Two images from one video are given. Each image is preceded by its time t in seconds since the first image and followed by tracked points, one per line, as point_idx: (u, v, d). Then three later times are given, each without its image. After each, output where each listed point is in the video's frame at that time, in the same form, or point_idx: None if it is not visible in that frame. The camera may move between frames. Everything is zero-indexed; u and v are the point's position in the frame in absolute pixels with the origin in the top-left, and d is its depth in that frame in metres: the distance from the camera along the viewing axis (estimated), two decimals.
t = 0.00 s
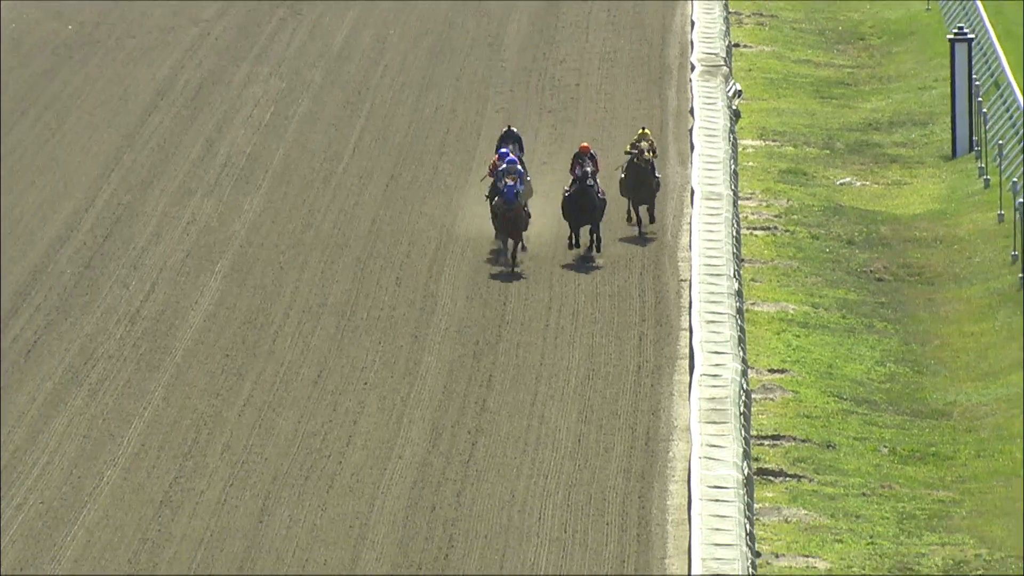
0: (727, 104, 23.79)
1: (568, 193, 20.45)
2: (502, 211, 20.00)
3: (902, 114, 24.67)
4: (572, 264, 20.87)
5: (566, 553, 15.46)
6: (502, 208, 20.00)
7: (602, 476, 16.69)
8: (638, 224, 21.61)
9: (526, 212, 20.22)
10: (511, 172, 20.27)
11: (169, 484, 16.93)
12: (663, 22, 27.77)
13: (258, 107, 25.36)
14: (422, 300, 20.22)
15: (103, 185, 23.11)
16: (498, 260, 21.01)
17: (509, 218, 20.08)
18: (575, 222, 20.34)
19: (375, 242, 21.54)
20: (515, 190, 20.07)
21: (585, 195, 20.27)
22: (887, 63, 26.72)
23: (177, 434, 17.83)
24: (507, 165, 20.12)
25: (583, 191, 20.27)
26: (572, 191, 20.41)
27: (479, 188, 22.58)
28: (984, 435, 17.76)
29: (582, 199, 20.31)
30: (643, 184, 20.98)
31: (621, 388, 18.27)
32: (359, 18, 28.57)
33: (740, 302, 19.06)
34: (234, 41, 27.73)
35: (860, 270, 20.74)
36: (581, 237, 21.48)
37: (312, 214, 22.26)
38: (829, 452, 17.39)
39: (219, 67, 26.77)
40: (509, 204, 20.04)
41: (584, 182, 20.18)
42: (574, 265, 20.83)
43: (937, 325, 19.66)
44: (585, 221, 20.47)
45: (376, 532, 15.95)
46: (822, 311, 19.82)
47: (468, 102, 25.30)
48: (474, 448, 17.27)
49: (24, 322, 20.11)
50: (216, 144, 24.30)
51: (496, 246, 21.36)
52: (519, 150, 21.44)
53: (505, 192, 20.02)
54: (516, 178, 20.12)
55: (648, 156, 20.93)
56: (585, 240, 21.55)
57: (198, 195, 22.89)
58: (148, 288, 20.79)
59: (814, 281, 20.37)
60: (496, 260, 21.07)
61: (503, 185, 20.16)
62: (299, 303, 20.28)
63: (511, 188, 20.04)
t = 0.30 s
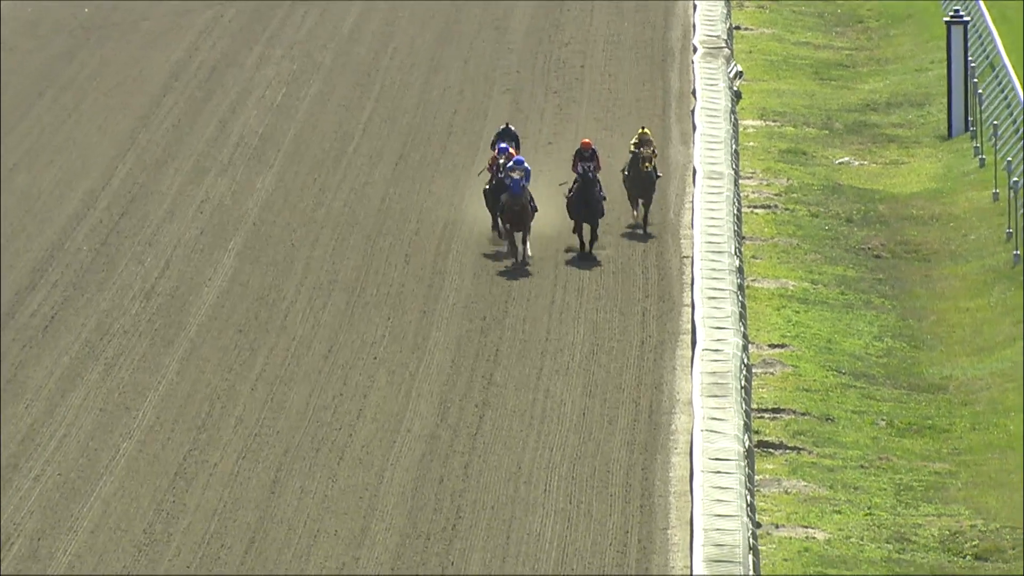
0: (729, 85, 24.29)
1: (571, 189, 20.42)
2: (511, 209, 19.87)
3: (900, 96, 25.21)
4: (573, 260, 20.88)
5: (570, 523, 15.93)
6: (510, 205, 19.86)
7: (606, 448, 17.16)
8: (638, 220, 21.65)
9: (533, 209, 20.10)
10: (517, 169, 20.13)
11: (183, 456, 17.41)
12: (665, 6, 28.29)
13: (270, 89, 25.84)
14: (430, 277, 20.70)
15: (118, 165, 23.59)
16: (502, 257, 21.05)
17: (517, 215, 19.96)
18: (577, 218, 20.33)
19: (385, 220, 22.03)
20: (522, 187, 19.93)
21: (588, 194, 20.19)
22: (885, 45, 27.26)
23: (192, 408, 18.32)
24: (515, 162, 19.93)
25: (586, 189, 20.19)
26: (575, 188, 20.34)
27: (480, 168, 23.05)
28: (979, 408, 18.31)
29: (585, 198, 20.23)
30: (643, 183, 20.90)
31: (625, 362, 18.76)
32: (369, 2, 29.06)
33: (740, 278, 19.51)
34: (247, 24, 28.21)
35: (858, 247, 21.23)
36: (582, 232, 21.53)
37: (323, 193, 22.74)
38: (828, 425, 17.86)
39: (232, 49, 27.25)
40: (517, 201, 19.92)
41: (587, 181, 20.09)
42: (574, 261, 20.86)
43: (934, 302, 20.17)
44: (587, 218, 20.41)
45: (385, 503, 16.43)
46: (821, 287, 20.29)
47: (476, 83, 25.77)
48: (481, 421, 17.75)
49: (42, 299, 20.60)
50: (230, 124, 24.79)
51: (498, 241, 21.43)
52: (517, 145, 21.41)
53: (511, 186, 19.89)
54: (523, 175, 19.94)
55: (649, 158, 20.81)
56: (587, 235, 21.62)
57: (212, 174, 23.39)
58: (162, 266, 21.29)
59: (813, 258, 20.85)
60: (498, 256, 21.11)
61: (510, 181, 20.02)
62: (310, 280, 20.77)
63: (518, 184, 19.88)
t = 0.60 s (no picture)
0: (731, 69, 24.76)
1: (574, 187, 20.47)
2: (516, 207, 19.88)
3: (898, 79, 25.70)
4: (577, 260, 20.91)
5: (575, 498, 16.37)
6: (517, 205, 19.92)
7: (611, 425, 17.63)
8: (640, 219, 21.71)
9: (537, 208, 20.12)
10: (524, 168, 20.13)
11: (198, 431, 17.87)
12: None
13: (282, 72, 26.29)
14: (439, 257, 21.16)
15: (133, 148, 24.08)
16: (503, 255, 21.16)
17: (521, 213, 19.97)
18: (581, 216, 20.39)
19: (395, 201, 22.48)
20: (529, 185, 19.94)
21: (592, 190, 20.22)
22: (884, 29, 27.73)
23: (206, 384, 18.80)
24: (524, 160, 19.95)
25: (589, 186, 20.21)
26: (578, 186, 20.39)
27: (487, 149, 23.51)
28: (975, 385, 18.76)
29: (589, 193, 20.27)
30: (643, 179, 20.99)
31: (629, 340, 19.21)
32: None
33: (742, 259, 19.97)
34: (260, 10, 28.67)
35: (858, 228, 21.69)
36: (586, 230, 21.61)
37: (334, 174, 23.20)
38: (828, 402, 18.31)
39: (245, 34, 27.71)
40: (522, 200, 19.93)
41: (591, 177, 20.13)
42: (578, 260, 20.92)
43: (931, 281, 20.63)
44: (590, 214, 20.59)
45: (394, 478, 16.87)
46: (821, 267, 20.75)
47: (483, 66, 26.21)
48: (488, 398, 18.21)
49: (59, 279, 21.09)
50: (243, 107, 25.24)
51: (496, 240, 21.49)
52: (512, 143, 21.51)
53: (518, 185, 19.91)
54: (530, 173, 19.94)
55: (649, 154, 20.84)
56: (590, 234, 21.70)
57: (225, 156, 23.85)
58: (177, 246, 21.76)
59: (813, 238, 21.31)
60: (497, 256, 21.16)
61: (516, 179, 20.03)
62: (321, 260, 21.23)
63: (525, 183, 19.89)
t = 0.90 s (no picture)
0: (733, 54, 25.23)
1: (578, 189, 20.45)
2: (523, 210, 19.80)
3: (898, 64, 26.24)
4: (582, 261, 20.97)
5: (582, 472, 16.87)
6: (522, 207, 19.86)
7: (617, 401, 18.13)
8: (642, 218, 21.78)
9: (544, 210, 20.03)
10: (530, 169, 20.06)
11: (213, 407, 18.38)
12: None
13: (295, 56, 26.80)
14: (448, 238, 21.67)
15: (148, 131, 24.61)
16: (509, 256, 21.22)
17: (528, 216, 19.88)
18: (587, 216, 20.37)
19: (405, 182, 22.98)
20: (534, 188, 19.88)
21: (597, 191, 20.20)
22: (884, 15, 28.28)
23: (221, 361, 19.32)
24: (529, 162, 19.86)
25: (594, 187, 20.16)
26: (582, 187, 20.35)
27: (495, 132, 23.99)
28: (973, 362, 19.27)
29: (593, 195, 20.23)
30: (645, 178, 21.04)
31: (634, 319, 19.71)
32: None
33: (745, 239, 20.45)
34: None
35: (857, 209, 22.18)
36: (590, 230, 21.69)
37: (346, 156, 23.69)
38: (828, 378, 18.82)
39: (259, 19, 28.20)
40: (529, 202, 19.84)
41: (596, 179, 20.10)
42: (585, 261, 20.98)
43: (929, 261, 21.10)
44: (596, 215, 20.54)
45: (405, 453, 17.35)
46: (822, 247, 21.24)
47: (492, 51, 26.69)
48: (496, 375, 18.72)
49: (77, 260, 21.62)
50: (257, 90, 25.75)
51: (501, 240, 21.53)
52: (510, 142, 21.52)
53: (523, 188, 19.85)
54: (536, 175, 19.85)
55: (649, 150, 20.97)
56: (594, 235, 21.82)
57: (239, 139, 24.36)
58: (192, 226, 22.27)
59: (814, 219, 21.79)
60: (503, 256, 21.23)
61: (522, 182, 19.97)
62: (334, 241, 21.73)
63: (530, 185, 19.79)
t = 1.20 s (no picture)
0: (732, 41, 25.97)
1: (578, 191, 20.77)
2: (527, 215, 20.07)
3: (892, 49, 26.93)
4: (580, 262, 21.11)
5: (584, 448, 17.43)
6: (524, 213, 20.14)
7: (618, 378, 18.71)
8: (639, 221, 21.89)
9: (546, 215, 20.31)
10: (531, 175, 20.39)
11: (226, 385, 18.96)
12: None
13: (306, 43, 27.44)
14: (454, 221, 22.26)
15: (162, 116, 25.20)
16: (509, 257, 21.39)
17: (531, 222, 20.17)
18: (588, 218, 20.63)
19: (412, 165, 23.57)
20: (536, 194, 20.19)
21: (597, 194, 20.45)
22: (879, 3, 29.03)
23: (233, 340, 19.90)
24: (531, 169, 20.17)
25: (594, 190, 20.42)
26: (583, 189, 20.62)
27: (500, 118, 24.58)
28: (965, 341, 19.83)
29: (593, 196, 20.48)
30: (643, 181, 21.15)
31: (635, 299, 20.28)
32: None
33: (744, 221, 21.03)
34: None
35: (853, 191, 22.78)
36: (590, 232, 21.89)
37: (355, 140, 24.29)
38: (824, 356, 19.38)
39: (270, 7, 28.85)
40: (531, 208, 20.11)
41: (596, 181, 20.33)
42: (585, 262, 21.13)
43: (922, 243, 21.68)
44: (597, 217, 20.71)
45: (412, 429, 17.92)
46: (818, 229, 21.82)
47: (497, 37, 27.30)
48: (501, 353, 19.30)
49: (93, 241, 22.21)
50: (268, 75, 26.37)
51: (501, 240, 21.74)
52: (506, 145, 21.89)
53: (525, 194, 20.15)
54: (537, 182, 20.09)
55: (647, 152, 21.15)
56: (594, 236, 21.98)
57: (251, 123, 24.98)
58: (205, 208, 22.88)
59: (811, 201, 22.37)
60: (503, 257, 21.40)
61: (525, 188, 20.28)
62: (343, 222, 22.31)
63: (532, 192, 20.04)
